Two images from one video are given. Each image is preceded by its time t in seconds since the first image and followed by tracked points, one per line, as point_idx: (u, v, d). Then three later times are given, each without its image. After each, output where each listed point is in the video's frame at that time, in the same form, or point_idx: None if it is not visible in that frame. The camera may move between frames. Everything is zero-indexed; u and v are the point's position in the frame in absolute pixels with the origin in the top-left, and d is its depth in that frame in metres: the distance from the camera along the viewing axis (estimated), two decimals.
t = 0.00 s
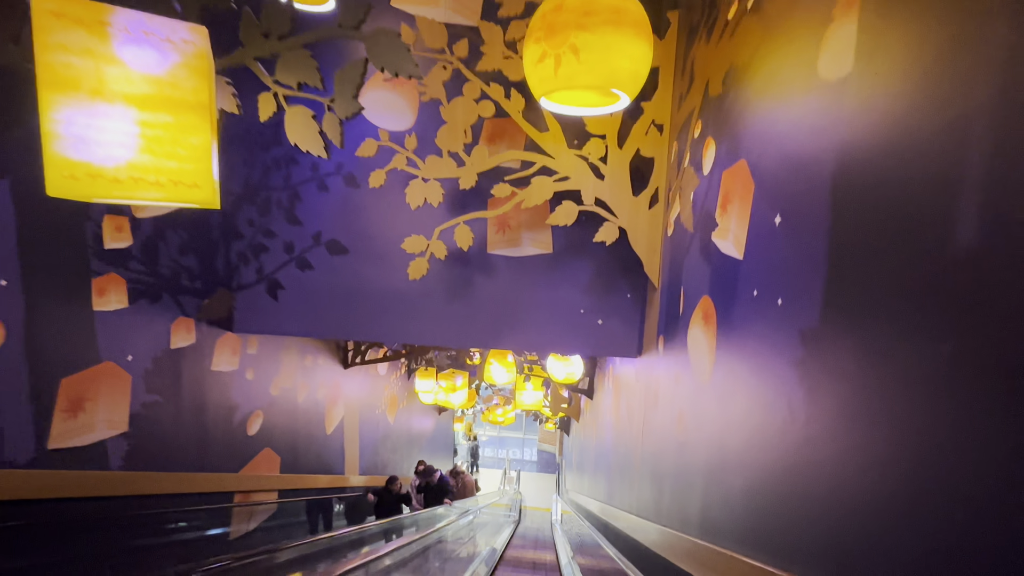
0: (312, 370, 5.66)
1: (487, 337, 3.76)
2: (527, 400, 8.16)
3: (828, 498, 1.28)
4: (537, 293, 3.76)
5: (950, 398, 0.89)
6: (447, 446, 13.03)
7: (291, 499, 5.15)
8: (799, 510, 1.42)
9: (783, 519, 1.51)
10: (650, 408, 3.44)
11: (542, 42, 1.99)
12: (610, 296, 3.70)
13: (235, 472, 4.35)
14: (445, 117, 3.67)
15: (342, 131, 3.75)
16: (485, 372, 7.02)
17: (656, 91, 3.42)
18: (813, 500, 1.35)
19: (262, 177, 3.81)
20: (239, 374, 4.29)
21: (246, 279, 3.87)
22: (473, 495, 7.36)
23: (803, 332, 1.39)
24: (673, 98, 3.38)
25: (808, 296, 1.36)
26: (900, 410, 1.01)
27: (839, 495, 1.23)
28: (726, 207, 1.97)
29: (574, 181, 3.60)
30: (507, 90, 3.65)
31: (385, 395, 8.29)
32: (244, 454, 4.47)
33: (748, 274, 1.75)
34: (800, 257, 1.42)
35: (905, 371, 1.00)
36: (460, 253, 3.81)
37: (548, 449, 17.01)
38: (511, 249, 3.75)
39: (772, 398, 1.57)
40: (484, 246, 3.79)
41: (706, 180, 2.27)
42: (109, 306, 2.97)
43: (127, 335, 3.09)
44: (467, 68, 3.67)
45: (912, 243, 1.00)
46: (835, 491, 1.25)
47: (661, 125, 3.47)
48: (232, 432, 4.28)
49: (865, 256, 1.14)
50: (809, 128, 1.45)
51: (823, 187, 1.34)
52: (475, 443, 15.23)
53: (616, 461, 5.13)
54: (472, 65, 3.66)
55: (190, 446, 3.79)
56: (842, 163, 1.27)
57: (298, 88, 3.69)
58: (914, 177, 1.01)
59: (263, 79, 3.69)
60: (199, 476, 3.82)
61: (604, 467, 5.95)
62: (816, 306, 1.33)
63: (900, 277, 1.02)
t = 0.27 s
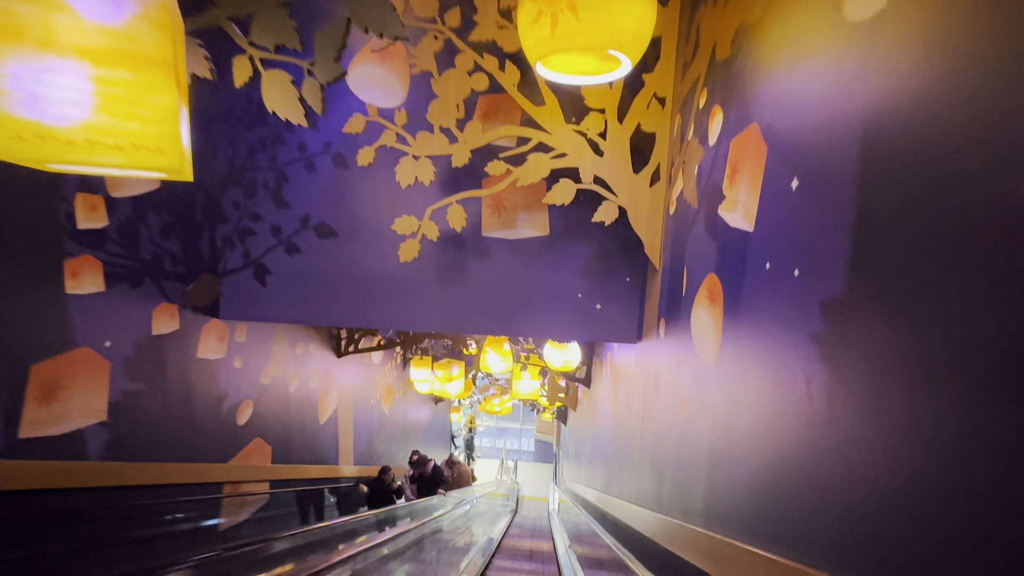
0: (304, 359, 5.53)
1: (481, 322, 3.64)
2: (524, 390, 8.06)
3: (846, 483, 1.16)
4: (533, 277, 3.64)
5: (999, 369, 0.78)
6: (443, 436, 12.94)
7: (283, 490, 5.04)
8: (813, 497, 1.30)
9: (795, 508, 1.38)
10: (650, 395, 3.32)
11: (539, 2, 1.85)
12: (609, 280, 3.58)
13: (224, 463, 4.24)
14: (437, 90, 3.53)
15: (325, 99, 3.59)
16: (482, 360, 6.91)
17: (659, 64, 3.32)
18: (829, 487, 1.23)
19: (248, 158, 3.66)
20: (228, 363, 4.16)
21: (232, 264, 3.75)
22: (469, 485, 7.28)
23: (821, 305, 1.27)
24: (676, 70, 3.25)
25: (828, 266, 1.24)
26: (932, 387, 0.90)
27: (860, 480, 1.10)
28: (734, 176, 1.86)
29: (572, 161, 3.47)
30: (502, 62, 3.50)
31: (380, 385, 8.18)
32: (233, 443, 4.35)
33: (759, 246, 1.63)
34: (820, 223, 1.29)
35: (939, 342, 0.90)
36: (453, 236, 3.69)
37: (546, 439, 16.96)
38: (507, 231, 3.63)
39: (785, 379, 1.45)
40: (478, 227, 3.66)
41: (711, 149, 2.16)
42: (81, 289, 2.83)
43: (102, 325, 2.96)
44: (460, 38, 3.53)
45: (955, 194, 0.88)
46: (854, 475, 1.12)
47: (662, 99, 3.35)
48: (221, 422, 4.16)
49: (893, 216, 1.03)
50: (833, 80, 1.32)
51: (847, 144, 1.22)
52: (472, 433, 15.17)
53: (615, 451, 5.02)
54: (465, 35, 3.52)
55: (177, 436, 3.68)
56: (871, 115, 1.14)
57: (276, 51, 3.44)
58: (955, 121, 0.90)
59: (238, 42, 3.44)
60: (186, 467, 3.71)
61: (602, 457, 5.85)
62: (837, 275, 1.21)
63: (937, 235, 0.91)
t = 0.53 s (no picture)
0: (296, 349, 5.39)
1: (477, 309, 3.51)
2: (522, 380, 7.94)
3: (874, 468, 1.02)
4: (529, 262, 3.51)
5: None
6: (441, 427, 12.84)
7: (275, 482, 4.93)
8: (835, 484, 1.17)
9: (817, 496, 1.25)
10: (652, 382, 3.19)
11: None
12: (608, 264, 3.45)
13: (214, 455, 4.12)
14: (427, 62, 3.41)
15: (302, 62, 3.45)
16: (478, 350, 6.78)
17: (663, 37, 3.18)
18: (856, 472, 1.09)
19: (232, 137, 3.51)
20: (215, 352, 4.02)
21: (217, 249, 3.58)
22: (466, 476, 7.17)
23: (846, 274, 1.14)
24: (682, 41, 3.09)
25: (853, 231, 1.12)
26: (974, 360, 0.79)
27: (888, 466, 0.98)
28: (747, 144, 1.72)
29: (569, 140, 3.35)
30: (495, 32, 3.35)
31: (375, 375, 8.05)
32: (222, 435, 4.22)
33: (775, 216, 1.49)
34: (847, 186, 1.16)
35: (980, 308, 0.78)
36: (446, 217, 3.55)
37: (544, 430, 16.90)
38: (503, 214, 3.49)
39: (803, 358, 1.32)
40: (472, 209, 3.53)
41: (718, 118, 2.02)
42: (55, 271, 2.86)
43: (71, 310, 2.91)
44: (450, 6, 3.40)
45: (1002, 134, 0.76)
46: (883, 459, 0.99)
47: (666, 71, 3.19)
48: (209, 412, 4.03)
49: (930, 169, 0.90)
50: (858, 25, 1.19)
51: (878, 91, 1.08)
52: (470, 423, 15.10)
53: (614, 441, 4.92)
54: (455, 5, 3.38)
55: (162, 427, 3.55)
56: (904, 56, 1.01)
57: (249, 9, 3.40)
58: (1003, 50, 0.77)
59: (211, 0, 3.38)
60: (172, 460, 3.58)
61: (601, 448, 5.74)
62: (863, 241, 1.08)
63: (983, 185, 0.79)
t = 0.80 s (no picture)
0: (287, 337, 5.23)
1: (472, 292, 3.35)
2: (519, 368, 7.79)
3: (926, 454, 0.87)
4: (527, 243, 3.34)
5: None
6: (437, 417, 12.71)
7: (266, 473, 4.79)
8: (872, 472, 1.02)
9: (852, 488, 1.09)
10: (655, 367, 3.04)
11: None
12: (609, 244, 3.28)
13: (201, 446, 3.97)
14: (416, 28, 3.25)
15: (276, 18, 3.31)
16: (475, 338, 6.63)
17: None
18: (903, 460, 0.94)
19: (212, 111, 3.35)
20: (199, 339, 3.85)
21: (199, 231, 3.43)
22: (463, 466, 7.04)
23: (891, 230, 0.98)
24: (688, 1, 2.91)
25: (900, 183, 0.96)
26: None
27: (946, 453, 0.83)
28: (767, 99, 1.55)
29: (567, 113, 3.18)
30: None
31: (370, 365, 7.90)
32: (209, 425, 4.06)
33: (801, 175, 1.33)
34: (892, 128, 1.01)
35: None
36: (438, 196, 3.38)
37: (542, 419, 16.82)
38: (500, 193, 3.32)
39: (835, 332, 1.17)
40: (466, 187, 3.36)
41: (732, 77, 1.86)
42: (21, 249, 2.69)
43: (39, 291, 2.75)
44: None
45: None
46: (939, 444, 0.84)
47: (673, 34, 3.02)
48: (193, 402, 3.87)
49: (1006, 94, 0.75)
50: None
51: (934, 14, 0.92)
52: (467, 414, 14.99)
53: (614, 430, 4.77)
54: None
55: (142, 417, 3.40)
56: None
57: None
58: None
59: None
60: (154, 450, 3.43)
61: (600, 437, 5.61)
62: (913, 192, 0.93)
63: None
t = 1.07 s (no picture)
0: (279, 328, 5.10)
1: (468, 279, 3.21)
2: (517, 360, 7.67)
3: (991, 442, 0.76)
4: (524, 228, 3.20)
5: None
6: (435, 409, 12.62)
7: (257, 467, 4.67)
8: (922, 461, 0.89)
9: (891, 485, 0.97)
10: (658, 356, 2.91)
11: None
12: (610, 229, 3.15)
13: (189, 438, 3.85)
14: None
15: None
16: (471, 329, 6.51)
17: None
18: (964, 454, 0.80)
19: (193, 90, 3.23)
20: (185, 329, 3.72)
21: (182, 216, 3.30)
22: (461, 459, 6.93)
23: (943, 187, 0.86)
24: None
25: (955, 131, 0.84)
26: None
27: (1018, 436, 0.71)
28: (787, 58, 1.42)
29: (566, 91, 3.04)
30: None
31: (366, 357, 7.77)
32: (198, 419, 3.94)
33: (825, 137, 1.21)
34: (939, 73, 0.88)
35: None
36: (431, 179, 3.25)
37: (540, 412, 16.73)
38: (498, 175, 3.19)
39: (868, 308, 1.05)
40: (461, 169, 3.23)
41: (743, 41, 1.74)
42: None
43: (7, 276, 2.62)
44: None
45: None
46: (1008, 428, 0.73)
47: (678, 3, 2.86)
48: (181, 394, 3.75)
49: None
50: None
51: None
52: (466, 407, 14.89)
53: (614, 422, 4.66)
54: None
55: (125, 409, 3.28)
56: None
57: None
58: None
59: None
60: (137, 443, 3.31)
61: (600, 429, 5.49)
62: (970, 140, 0.80)
63: None
